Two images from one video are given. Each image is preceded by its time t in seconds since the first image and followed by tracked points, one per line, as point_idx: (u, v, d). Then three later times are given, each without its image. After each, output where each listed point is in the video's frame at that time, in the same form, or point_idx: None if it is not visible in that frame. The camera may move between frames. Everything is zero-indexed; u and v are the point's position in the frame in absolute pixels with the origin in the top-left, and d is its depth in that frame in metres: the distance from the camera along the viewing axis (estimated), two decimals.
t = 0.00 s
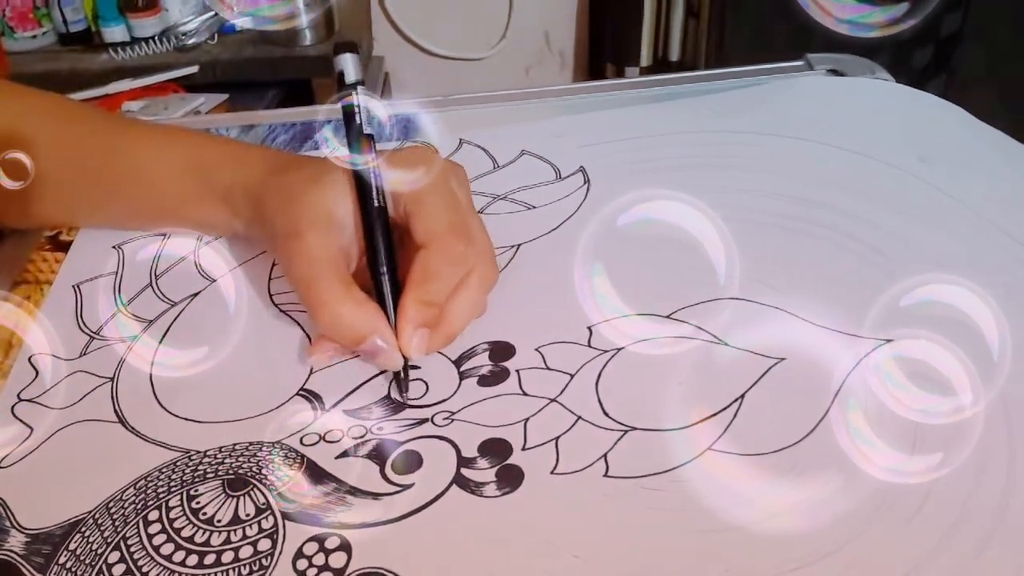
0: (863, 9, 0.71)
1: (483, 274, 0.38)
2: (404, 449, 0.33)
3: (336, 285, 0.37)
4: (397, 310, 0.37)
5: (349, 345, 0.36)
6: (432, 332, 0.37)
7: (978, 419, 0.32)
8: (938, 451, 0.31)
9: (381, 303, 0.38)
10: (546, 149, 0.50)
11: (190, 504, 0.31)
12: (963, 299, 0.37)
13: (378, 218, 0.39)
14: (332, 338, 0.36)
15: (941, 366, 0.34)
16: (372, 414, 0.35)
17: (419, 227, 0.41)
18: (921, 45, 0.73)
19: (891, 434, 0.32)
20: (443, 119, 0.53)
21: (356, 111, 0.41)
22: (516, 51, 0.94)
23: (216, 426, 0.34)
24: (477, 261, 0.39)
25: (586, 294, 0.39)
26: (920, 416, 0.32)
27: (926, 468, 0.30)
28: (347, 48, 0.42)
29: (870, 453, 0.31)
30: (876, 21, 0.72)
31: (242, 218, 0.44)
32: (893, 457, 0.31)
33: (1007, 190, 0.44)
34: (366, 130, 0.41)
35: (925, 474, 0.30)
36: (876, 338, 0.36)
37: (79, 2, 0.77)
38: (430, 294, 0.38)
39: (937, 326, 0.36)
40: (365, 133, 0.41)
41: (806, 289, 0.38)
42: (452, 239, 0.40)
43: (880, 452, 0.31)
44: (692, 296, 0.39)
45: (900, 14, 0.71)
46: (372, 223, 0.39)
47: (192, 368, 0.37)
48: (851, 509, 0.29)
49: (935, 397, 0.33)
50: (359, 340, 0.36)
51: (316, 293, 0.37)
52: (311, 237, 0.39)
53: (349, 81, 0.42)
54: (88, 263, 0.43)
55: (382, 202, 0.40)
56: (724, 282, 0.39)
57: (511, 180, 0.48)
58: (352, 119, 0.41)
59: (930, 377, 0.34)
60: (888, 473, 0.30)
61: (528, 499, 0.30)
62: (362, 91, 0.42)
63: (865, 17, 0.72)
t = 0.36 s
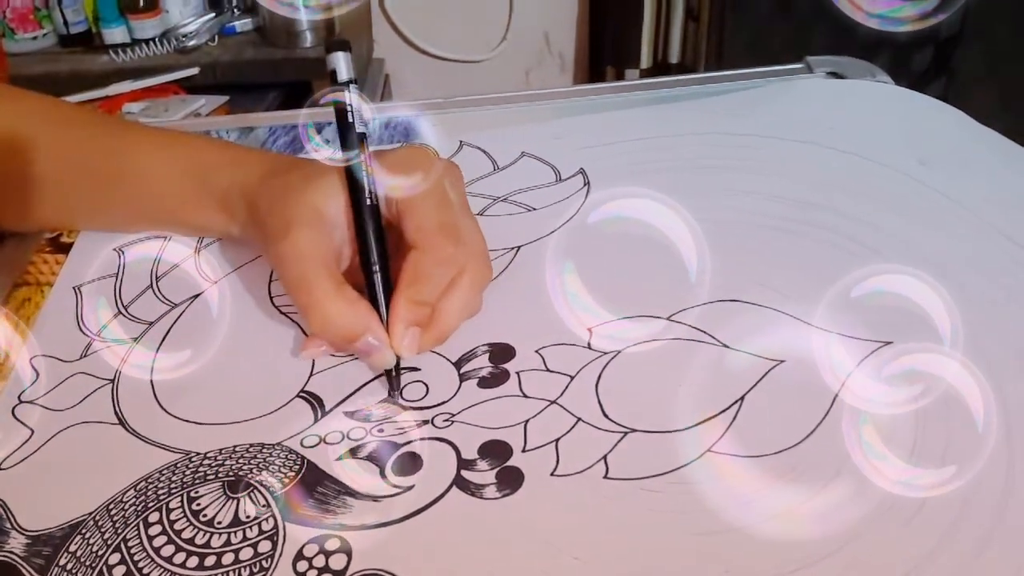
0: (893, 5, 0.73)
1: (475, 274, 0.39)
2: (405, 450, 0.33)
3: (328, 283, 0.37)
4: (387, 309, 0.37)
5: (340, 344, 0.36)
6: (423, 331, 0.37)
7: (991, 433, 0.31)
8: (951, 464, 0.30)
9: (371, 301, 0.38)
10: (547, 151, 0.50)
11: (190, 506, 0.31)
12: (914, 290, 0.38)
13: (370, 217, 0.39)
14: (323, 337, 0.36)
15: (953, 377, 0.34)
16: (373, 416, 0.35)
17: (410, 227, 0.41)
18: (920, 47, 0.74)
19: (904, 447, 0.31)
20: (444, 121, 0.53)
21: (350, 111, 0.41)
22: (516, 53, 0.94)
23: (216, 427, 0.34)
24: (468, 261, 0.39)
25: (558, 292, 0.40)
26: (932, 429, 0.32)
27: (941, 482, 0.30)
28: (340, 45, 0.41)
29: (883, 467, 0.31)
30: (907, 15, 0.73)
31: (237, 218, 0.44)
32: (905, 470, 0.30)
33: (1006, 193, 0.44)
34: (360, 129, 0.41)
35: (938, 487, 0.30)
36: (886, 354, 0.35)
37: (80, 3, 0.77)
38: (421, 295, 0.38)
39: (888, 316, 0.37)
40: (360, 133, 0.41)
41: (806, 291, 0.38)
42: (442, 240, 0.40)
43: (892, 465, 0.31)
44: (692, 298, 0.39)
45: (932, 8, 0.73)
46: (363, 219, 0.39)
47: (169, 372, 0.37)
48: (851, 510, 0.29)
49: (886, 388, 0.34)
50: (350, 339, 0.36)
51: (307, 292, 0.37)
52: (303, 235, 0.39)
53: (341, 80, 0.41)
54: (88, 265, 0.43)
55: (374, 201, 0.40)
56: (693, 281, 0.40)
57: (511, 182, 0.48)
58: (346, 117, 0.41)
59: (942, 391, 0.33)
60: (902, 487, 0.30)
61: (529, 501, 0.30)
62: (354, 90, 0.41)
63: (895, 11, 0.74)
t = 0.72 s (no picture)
0: None
1: (477, 255, 0.40)
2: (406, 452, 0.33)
3: (336, 269, 0.37)
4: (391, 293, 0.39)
5: (351, 328, 0.37)
6: (425, 308, 0.38)
7: (1001, 447, 0.31)
8: (961, 478, 0.30)
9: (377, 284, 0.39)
10: (547, 153, 0.50)
11: (192, 507, 0.31)
12: (868, 280, 0.39)
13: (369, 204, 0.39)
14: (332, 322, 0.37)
15: (965, 391, 0.33)
16: (374, 418, 0.35)
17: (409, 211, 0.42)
18: (920, 50, 0.74)
19: (915, 460, 0.31)
20: (445, 124, 0.54)
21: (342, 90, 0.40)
22: (516, 55, 0.95)
23: (217, 429, 0.34)
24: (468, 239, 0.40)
25: (529, 292, 0.40)
26: (943, 442, 0.31)
27: (951, 496, 0.29)
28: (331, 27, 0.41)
29: (892, 479, 0.30)
30: (936, 11, 0.71)
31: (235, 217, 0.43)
32: (915, 483, 0.30)
33: (1006, 196, 0.44)
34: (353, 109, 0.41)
35: (949, 501, 0.29)
36: (899, 368, 0.35)
37: (81, 4, 0.77)
38: (423, 276, 0.40)
39: (841, 307, 0.38)
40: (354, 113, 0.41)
41: (806, 294, 0.39)
42: (441, 224, 0.41)
43: (902, 478, 0.30)
44: (691, 300, 0.39)
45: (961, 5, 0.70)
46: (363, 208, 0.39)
47: (163, 372, 0.37)
48: (850, 513, 0.29)
49: (840, 379, 0.34)
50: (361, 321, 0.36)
51: (316, 278, 0.37)
52: (304, 223, 0.38)
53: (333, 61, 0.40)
54: (90, 268, 0.44)
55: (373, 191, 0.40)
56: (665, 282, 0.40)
57: (512, 184, 0.48)
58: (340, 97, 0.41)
59: (954, 406, 0.33)
60: (911, 500, 0.30)
61: (529, 502, 0.31)
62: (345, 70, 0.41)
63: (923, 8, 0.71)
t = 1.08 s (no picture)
0: None
1: (473, 275, 0.39)
2: (405, 451, 0.33)
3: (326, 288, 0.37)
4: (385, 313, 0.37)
5: (342, 351, 0.37)
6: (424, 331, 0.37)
7: (1014, 461, 0.30)
8: (974, 491, 0.30)
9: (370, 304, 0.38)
10: (547, 152, 0.50)
11: (191, 506, 0.31)
12: (823, 271, 0.40)
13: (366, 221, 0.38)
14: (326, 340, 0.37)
15: (977, 403, 0.33)
16: (373, 416, 0.35)
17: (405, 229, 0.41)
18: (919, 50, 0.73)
19: (927, 474, 0.30)
20: (445, 123, 0.54)
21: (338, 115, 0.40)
22: (516, 53, 0.94)
23: (216, 428, 0.34)
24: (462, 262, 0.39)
25: (501, 291, 0.40)
26: (955, 456, 0.31)
27: (965, 510, 0.29)
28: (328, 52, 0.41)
29: (905, 493, 0.30)
30: (968, 7, 0.65)
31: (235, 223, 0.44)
32: (928, 497, 0.29)
33: (1006, 194, 0.44)
34: (350, 133, 0.41)
35: (962, 515, 0.29)
36: (912, 380, 0.34)
37: (80, 4, 0.77)
38: (420, 296, 0.38)
39: (797, 298, 0.38)
40: (349, 136, 0.40)
41: (806, 293, 0.39)
42: (436, 239, 0.40)
43: (914, 492, 0.30)
44: (690, 297, 0.39)
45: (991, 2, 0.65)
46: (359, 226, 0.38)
47: (143, 377, 0.37)
48: (851, 511, 0.29)
49: (799, 371, 0.35)
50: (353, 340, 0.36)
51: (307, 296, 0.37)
52: (301, 240, 0.39)
53: (329, 86, 0.40)
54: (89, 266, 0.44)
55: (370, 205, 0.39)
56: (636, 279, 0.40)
57: (511, 182, 0.48)
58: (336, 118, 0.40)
59: (969, 421, 0.32)
60: (924, 514, 0.29)
61: (529, 501, 0.30)
62: (342, 94, 0.41)
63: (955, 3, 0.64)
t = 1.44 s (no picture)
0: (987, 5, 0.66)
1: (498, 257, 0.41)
2: (406, 453, 0.33)
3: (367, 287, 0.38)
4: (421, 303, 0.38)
5: (388, 342, 0.38)
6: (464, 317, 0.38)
7: None
8: (985, 504, 0.29)
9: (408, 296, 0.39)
10: (548, 155, 0.50)
11: (191, 508, 0.31)
12: (779, 266, 0.40)
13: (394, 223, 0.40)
14: (373, 334, 0.38)
15: (988, 414, 0.32)
16: (374, 418, 0.35)
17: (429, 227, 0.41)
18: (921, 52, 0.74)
19: (938, 487, 0.30)
20: (446, 125, 0.54)
21: (351, 120, 0.42)
22: (517, 57, 0.95)
23: (217, 430, 0.34)
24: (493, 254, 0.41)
25: (469, 285, 0.40)
26: (968, 469, 0.30)
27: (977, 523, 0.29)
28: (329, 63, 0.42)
29: (914, 507, 0.29)
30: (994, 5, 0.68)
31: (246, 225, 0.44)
32: (938, 511, 0.29)
33: (1006, 197, 0.44)
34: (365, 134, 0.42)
35: (973, 530, 0.29)
36: (925, 394, 0.33)
37: (81, 6, 0.77)
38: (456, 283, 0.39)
39: (755, 293, 0.39)
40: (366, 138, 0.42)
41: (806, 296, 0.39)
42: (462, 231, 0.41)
43: (925, 506, 0.29)
44: (689, 299, 0.39)
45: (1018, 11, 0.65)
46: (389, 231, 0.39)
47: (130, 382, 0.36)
48: (852, 515, 0.29)
49: (754, 365, 0.35)
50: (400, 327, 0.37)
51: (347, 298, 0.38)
52: (334, 240, 0.39)
53: (336, 93, 0.42)
54: (91, 267, 0.44)
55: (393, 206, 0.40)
56: (606, 276, 0.41)
57: (512, 185, 0.48)
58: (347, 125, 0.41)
59: (981, 435, 0.31)
60: (934, 529, 0.29)
61: (530, 504, 0.31)
62: (352, 101, 0.42)
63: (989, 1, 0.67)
